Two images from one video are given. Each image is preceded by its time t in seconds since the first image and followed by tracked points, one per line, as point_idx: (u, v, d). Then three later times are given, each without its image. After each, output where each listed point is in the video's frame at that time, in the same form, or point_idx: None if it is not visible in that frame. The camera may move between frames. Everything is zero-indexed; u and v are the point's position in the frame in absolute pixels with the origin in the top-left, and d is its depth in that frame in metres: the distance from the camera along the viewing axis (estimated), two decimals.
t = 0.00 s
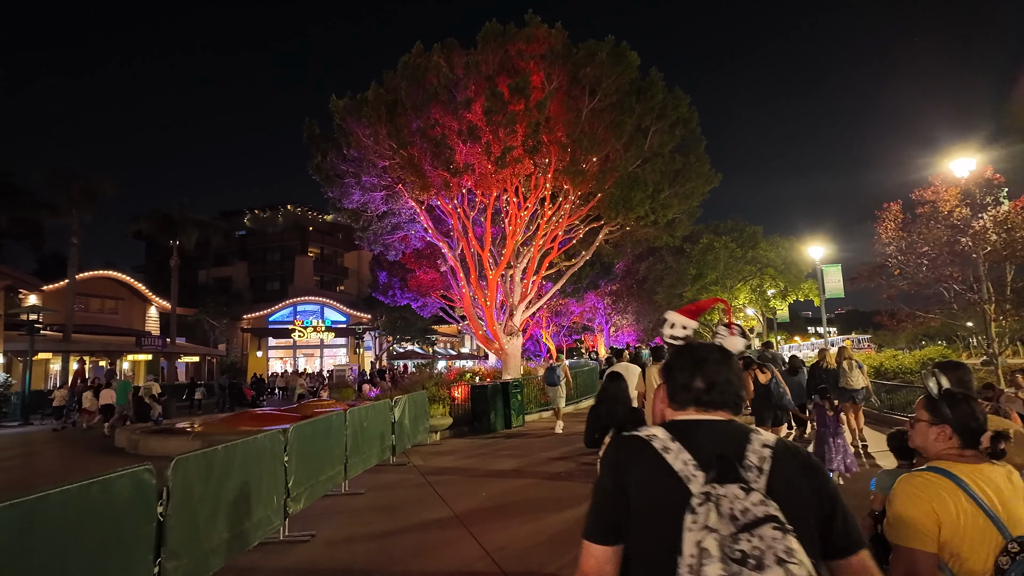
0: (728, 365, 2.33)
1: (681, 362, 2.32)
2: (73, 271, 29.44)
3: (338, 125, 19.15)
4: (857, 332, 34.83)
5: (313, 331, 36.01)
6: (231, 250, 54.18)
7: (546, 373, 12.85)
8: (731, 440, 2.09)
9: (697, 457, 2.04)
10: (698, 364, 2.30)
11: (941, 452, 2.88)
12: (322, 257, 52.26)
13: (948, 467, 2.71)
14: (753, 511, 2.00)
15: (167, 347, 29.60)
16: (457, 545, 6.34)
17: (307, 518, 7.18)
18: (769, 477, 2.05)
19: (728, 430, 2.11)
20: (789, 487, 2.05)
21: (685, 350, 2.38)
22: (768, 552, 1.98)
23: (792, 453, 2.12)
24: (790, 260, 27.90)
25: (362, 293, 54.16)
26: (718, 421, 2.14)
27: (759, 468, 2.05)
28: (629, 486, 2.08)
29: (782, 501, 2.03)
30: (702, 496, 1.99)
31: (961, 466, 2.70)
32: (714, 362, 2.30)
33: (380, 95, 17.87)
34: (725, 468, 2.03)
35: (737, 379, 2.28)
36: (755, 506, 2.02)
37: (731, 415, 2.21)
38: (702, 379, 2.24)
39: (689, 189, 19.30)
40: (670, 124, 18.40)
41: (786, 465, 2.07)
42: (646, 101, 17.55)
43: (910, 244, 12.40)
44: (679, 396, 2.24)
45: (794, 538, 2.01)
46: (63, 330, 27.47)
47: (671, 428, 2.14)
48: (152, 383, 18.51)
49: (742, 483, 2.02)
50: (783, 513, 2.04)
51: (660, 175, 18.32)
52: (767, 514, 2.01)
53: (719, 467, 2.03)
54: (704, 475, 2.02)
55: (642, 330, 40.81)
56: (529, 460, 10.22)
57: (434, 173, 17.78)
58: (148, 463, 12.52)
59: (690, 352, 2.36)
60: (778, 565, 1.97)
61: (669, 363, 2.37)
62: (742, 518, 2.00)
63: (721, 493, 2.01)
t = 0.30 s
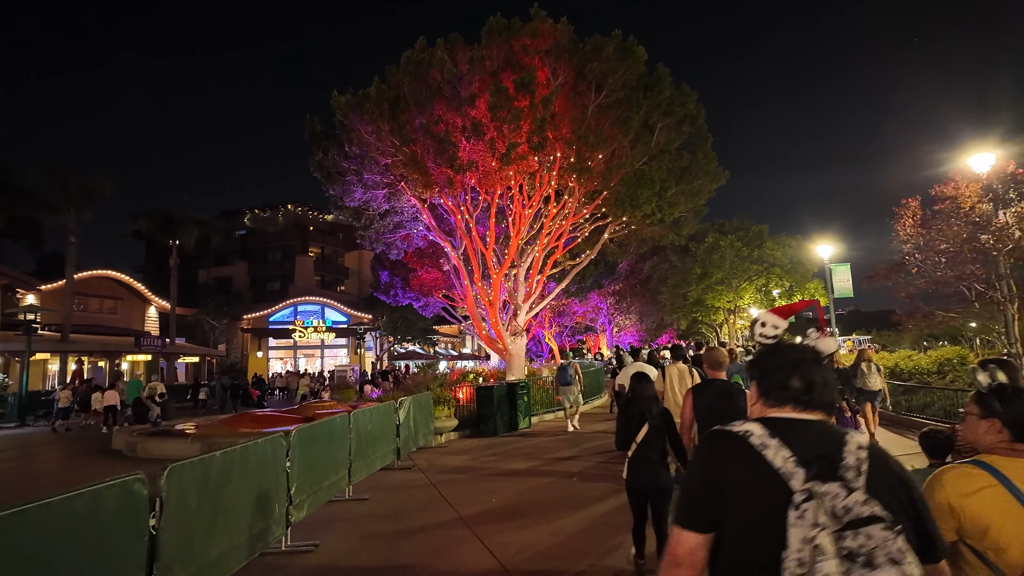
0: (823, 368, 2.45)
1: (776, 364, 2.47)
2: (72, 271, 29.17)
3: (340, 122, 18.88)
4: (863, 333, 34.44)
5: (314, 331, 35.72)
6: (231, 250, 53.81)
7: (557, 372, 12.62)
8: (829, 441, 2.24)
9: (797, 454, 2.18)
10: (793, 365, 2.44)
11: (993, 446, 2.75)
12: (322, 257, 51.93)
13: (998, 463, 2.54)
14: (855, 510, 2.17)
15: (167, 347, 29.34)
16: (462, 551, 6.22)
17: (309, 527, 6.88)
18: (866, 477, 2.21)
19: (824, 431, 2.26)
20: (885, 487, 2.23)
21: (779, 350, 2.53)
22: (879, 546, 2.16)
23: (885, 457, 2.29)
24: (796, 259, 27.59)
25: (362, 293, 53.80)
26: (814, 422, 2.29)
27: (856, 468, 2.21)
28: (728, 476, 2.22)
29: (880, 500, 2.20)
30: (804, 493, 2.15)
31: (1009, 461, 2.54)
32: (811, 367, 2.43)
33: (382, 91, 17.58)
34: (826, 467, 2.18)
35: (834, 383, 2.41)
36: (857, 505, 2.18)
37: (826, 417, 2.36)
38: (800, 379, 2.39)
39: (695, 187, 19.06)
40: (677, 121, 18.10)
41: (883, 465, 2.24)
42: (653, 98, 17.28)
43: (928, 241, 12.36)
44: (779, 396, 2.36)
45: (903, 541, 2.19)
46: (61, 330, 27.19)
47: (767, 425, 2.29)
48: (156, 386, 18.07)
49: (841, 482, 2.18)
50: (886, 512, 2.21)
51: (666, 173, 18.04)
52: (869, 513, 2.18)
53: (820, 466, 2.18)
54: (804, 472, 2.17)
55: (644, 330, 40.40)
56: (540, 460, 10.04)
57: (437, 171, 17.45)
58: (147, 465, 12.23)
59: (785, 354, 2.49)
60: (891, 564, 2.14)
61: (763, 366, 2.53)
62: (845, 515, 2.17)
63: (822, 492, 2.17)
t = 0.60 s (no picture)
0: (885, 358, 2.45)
1: (840, 359, 2.44)
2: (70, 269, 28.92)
3: (342, 118, 18.61)
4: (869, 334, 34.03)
5: (315, 332, 35.40)
6: (232, 250, 53.54)
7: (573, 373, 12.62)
8: (907, 432, 2.20)
9: (882, 447, 2.12)
10: (859, 357, 2.41)
11: None
12: (323, 257, 51.64)
13: None
14: (953, 496, 2.04)
15: (167, 347, 29.07)
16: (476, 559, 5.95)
17: (315, 535, 6.55)
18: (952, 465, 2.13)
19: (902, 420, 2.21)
20: (968, 476, 2.16)
21: (840, 344, 2.50)
22: (985, 532, 2.00)
23: (960, 444, 2.25)
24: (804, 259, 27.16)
25: (363, 292, 53.48)
26: (887, 413, 2.26)
27: (941, 456, 2.13)
28: (813, 473, 2.14)
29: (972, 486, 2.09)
30: (898, 482, 2.05)
31: None
32: (877, 358, 2.41)
33: (386, 86, 17.27)
34: (913, 456, 2.10)
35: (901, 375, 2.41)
36: (953, 492, 2.06)
37: (896, 409, 2.32)
38: (870, 371, 2.35)
39: (704, 184, 18.78)
40: (686, 117, 17.81)
41: (961, 452, 2.19)
42: (661, 93, 16.98)
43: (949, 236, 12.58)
44: (851, 389, 2.35)
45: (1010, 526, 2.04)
46: (60, 329, 26.91)
47: (844, 421, 2.24)
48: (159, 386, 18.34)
49: (931, 471, 2.08)
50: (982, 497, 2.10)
51: (674, 170, 17.77)
52: (967, 498, 2.04)
53: (907, 456, 2.11)
54: (893, 463, 2.10)
55: (648, 330, 40.09)
56: (552, 464, 9.75)
57: (441, 168, 17.15)
58: (146, 467, 11.92)
59: (850, 347, 2.47)
60: (1004, 549, 1.98)
61: (827, 362, 2.49)
62: (944, 503, 2.04)
63: (914, 481, 2.06)
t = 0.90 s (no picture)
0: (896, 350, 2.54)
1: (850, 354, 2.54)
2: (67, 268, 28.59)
3: (343, 113, 18.29)
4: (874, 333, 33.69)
5: (314, 331, 35.06)
6: (230, 249, 53.13)
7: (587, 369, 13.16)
8: (921, 425, 2.26)
9: (896, 441, 2.21)
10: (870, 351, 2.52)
11: None
12: (323, 256, 51.33)
13: None
14: (962, 488, 2.15)
15: (164, 347, 28.79)
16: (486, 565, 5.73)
17: (317, 542, 6.29)
18: (966, 455, 2.19)
19: (915, 413, 2.29)
20: (987, 467, 2.20)
21: (849, 343, 2.80)
22: (991, 523, 2.13)
23: (978, 432, 2.29)
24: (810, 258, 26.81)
25: (363, 292, 53.16)
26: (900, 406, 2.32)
27: (954, 448, 2.20)
28: (822, 469, 2.27)
29: (984, 477, 2.17)
30: (910, 477, 2.16)
31: None
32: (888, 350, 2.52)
33: (387, 81, 16.99)
34: (925, 450, 2.19)
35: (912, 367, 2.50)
36: (962, 484, 2.16)
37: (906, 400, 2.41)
38: (879, 365, 2.64)
39: (710, 181, 18.54)
40: (692, 112, 17.53)
41: (978, 442, 2.22)
42: (668, 87, 16.67)
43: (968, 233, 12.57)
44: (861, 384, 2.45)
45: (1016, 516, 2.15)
46: (56, 329, 26.58)
47: (860, 415, 2.32)
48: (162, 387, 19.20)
49: (943, 463, 2.17)
50: (993, 488, 2.19)
51: (680, 166, 17.48)
52: (976, 489, 2.15)
53: (920, 450, 2.19)
54: (906, 457, 2.19)
55: (651, 329, 39.83)
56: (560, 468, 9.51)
57: (443, 164, 16.88)
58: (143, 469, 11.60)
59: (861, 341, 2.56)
60: (1006, 538, 2.12)
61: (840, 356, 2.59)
62: (953, 495, 2.15)
63: (925, 474, 2.17)
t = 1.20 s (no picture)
0: (959, 353, 2.50)
1: (910, 357, 2.52)
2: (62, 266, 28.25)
3: (342, 109, 18.00)
4: (876, 333, 33.40)
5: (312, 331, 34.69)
6: (227, 248, 52.73)
7: (597, 369, 12.91)
8: (980, 424, 2.28)
9: (952, 440, 2.23)
10: (929, 354, 2.49)
11: None
12: (321, 255, 50.96)
13: None
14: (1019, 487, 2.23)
15: (160, 347, 28.44)
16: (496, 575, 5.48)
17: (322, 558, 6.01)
18: None
19: (975, 415, 2.30)
20: None
21: (911, 342, 2.58)
22: None
23: None
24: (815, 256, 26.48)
25: (361, 291, 52.81)
26: (959, 407, 2.33)
27: (1014, 449, 2.26)
28: (874, 467, 2.28)
29: None
30: (967, 475, 2.18)
31: None
32: (950, 353, 2.47)
33: (386, 75, 16.70)
34: (985, 449, 2.23)
35: (974, 372, 2.46)
36: (1018, 483, 2.24)
37: (967, 404, 2.40)
38: (940, 367, 2.44)
39: (714, 177, 18.29)
40: (697, 107, 17.24)
41: None
42: (672, 82, 16.36)
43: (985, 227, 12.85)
44: (918, 387, 2.45)
45: None
46: (50, 328, 26.24)
47: (918, 415, 2.33)
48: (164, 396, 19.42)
49: (1002, 465, 2.23)
50: None
51: (685, 163, 17.21)
52: None
53: (979, 449, 2.23)
54: (962, 456, 2.21)
55: (651, 329, 39.54)
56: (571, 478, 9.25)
57: (444, 161, 16.61)
58: (135, 473, 11.19)
59: (923, 345, 2.53)
60: None
61: (898, 357, 2.56)
62: (1009, 494, 2.22)
63: (983, 474, 2.21)
